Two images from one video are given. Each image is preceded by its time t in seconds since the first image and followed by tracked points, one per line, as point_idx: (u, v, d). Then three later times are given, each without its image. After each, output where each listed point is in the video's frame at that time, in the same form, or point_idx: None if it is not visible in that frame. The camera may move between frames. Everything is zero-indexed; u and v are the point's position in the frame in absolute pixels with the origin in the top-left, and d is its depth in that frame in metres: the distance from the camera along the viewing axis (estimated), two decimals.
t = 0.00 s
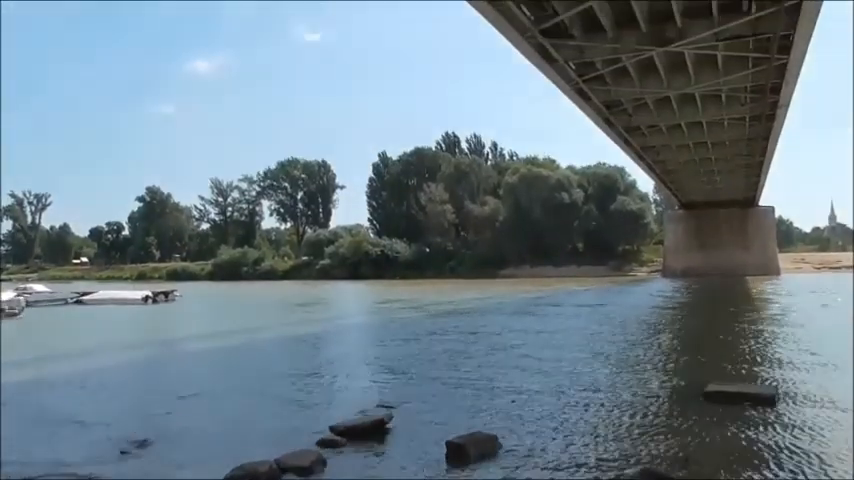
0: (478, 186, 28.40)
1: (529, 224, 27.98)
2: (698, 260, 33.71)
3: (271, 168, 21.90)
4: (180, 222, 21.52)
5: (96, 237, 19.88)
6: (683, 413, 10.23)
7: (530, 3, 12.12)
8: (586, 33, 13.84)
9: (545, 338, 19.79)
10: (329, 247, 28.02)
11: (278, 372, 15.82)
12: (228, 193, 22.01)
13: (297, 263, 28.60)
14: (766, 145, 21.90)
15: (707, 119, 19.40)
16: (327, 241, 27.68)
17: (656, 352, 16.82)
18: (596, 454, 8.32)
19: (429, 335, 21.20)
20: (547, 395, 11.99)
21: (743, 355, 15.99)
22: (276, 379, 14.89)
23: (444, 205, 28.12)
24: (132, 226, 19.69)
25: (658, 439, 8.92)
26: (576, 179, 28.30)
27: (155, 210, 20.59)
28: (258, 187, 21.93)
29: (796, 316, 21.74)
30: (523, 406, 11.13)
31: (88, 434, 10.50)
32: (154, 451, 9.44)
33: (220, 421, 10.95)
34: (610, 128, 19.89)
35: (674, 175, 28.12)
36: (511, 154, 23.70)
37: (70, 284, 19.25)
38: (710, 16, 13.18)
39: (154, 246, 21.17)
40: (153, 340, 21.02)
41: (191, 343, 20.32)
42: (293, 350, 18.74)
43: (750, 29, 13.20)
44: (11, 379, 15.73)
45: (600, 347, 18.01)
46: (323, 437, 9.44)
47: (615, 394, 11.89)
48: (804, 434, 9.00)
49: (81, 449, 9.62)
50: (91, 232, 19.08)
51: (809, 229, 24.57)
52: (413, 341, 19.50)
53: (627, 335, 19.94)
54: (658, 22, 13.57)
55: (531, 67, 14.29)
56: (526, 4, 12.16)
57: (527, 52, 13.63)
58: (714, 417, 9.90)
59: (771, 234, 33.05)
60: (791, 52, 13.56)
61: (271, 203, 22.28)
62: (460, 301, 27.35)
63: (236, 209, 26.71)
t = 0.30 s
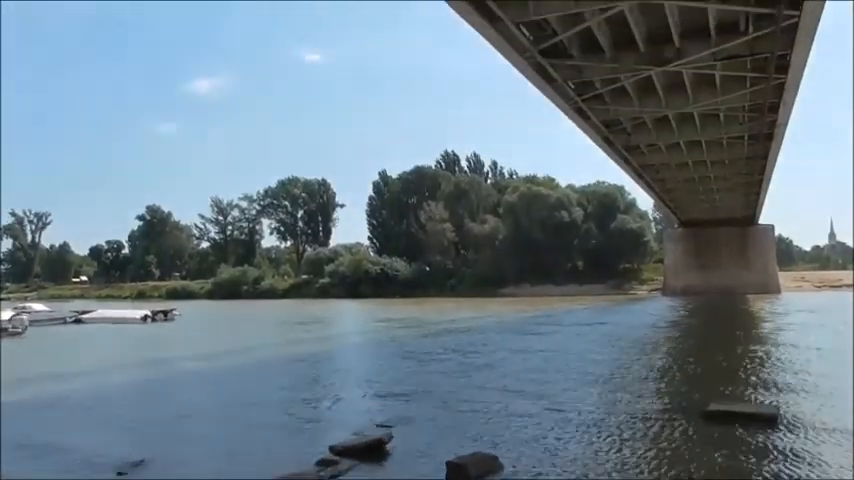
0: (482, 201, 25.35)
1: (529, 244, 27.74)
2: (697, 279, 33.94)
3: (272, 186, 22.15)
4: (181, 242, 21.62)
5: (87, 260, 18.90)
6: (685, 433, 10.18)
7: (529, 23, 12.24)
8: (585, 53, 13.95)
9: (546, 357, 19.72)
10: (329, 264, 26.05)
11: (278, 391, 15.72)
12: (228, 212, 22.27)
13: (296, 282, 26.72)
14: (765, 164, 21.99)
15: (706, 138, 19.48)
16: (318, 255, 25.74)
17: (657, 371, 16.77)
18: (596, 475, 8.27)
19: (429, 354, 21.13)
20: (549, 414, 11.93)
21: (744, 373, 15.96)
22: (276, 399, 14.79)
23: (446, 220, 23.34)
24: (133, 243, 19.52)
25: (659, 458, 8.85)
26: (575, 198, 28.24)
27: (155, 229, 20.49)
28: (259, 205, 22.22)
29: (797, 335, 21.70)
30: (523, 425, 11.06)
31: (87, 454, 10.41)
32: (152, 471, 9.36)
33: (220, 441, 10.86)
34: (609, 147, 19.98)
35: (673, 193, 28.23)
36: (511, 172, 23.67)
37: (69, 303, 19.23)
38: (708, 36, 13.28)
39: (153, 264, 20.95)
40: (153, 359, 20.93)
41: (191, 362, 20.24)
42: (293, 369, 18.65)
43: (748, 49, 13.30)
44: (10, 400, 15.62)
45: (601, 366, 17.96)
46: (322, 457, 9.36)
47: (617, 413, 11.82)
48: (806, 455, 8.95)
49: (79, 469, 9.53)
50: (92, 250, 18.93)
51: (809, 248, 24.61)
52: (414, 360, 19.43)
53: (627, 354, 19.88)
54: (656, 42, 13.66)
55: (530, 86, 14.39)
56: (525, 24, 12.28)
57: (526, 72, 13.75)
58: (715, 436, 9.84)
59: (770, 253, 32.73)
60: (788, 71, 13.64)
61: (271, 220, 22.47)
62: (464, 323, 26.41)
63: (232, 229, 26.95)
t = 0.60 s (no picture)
0: (482, 217, 25.08)
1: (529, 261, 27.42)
2: (698, 295, 33.66)
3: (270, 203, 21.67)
4: (181, 259, 21.06)
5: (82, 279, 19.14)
6: (685, 451, 10.12)
7: (528, 41, 12.30)
8: (583, 71, 14.04)
9: (547, 375, 19.62)
10: (328, 282, 23.92)
11: (277, 410, 15.61)
12: (229, 230, 21.61)
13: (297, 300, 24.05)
14: (764, 181, 22.04)
15: (705, 155, 19.54)
16: (317, 271, 23.79)
17: (658, 389, 16.68)
18: None
19: (429, 371, 21.02)
20: (549, 432, 11.85)
21: (746, 391, 15.89)
22: (274, 417, 14.66)
23: (446, 236, 23.30)
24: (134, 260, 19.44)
25: (659, 476, 8.81)
26: (575, 214, 27.74)
27: (155, 246, 20.41)
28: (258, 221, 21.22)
29: (798, 352, 21.62)
30: (523, 442, 11.00)
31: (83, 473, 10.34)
32: None
33: (217, 461, 10.77)
34: (608, 164, 20.02)
35: (673, 210, 28.26)
36: (512, 189, 23.67)
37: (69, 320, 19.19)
38: (706, 54, 13.36)
39: (154, 283, 20.66)
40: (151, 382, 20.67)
41: (190, 381, 20.09)
42: (292, 387, 18.54)
43: (745, 66, 13.38)
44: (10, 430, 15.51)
45: (602, 383, 17.88)
46: (320, 475, 9.30)
47: (618, 431, 11.75)
48: (807, 474, 8.88)
49: None
50: (93, 266, 19.09)
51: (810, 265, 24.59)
52: (414, 377, 19.31)
53: (628, 371, 19.79)
54: (655, 60, 13.73)
55: (529, 104, 14.45)
56: (524, 42, 12.34)
57: (525, 89, 13.81)
58: (716, 454, 9.78)
59: (771, 270, 32.93)
60: (786, 88, 13.71)
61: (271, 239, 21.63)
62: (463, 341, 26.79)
63: (235, 247, 22.11)
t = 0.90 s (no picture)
0: (482, 235, 23.60)
1: (529, 278, 27.27)
2: (698, 313, 33.91)
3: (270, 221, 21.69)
4: (181, 277, 20.60)
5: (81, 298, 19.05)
6: (687, 470, 10.09)
7: (527, 60, 12.40)
8: (582, 91, 14.15)
9: (547, 394, 19.55)
10: (327, 300, 23.30)
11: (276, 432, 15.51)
12: (228, 247, 21.60)
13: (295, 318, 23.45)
14: (763, 199, 22.13)
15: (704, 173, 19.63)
16: (316, 289, 23.19)
17: (659, 407, 16.62)
18: None
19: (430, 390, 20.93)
20: (550, 452, 11.79)
21: (747, 409, 15.83)
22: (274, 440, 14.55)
23: (446, 254, 23.34)
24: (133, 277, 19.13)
25: None
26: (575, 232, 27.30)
27: (155, 264, 19.88)
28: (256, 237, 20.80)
29: (799, 370, 21.59)
30: (524, 462, 10.96)
31: None
32: None
33: None
34: (607, 183, 20.13)
35: (673, 228, 28.29)
36: (512, 207, 23.65)
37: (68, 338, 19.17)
38: (704, 74, 13.47)
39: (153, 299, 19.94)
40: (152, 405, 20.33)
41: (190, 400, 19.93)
42: (291, 405, 18.44)
43: (743, 85, 13.49)
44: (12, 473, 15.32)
45: (603, 402, 17.82)
46: None
47: (619, 449, 11.70)
48: None
49: None
50: (91, 283, 18.79)
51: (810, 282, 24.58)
52: (414, 396, 19.22)
53: (629, 390, 19.73)
54: (653, 79, 13.83)
55: (528, 123, 14.55)
56: (523, 62, 12.44)
57: (525, 108, 13.91)
58: (717, 473, 9.75)
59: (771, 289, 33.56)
60: (784, 107, 13.81)
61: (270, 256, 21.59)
62: (464, 362, 28.17)
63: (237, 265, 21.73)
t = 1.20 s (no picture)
0: (483, 252, 23.60)
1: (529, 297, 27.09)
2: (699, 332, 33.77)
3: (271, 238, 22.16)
4: (180, 294, 20.72)
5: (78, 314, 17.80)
6: None
7: (526, 79, 12.50)
8: (581, 109, 14.23)
9: (548, 412, 19.45)
10: (327, 317, 23.18)
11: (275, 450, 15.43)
12: (228, 267, 22.00)
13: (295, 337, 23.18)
14: (762, 216, 22.19)
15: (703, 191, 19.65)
16: (316, 306, 23.32)
17: (661, 425, 16.52)
18: None
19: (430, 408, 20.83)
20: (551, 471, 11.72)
21: (748, 426, 15.78)
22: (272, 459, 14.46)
23: (446, 271, 23.02)
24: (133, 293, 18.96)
25: None
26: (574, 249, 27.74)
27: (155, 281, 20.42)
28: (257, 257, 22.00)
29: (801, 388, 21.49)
30: None
31: None
32: None
33: None
34: (606, 201, 20.17)
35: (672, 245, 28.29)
36: (511, 224, 23.78)
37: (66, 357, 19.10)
38: (702, 92, 13.56)
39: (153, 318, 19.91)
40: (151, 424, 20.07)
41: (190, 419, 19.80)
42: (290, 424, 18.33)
43: (741, 104, 13.58)
44: None
45: (604, 420, 17.72)
46: None
47: (620, 468, 11.63)
48: None
49: None
50: (90, 301, 18.43)
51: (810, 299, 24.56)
52: (414, 414, 19.12)
53: (630, 408, 19.64)
54: (651, 97, 13.93)
55: (527, 141, 14.62)
56: (522, 80, 12.54)
57: (524, 126, 13.98)
58: None
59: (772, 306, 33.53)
60: (782, 125, 13.88)
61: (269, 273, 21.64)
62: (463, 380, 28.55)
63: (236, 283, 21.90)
